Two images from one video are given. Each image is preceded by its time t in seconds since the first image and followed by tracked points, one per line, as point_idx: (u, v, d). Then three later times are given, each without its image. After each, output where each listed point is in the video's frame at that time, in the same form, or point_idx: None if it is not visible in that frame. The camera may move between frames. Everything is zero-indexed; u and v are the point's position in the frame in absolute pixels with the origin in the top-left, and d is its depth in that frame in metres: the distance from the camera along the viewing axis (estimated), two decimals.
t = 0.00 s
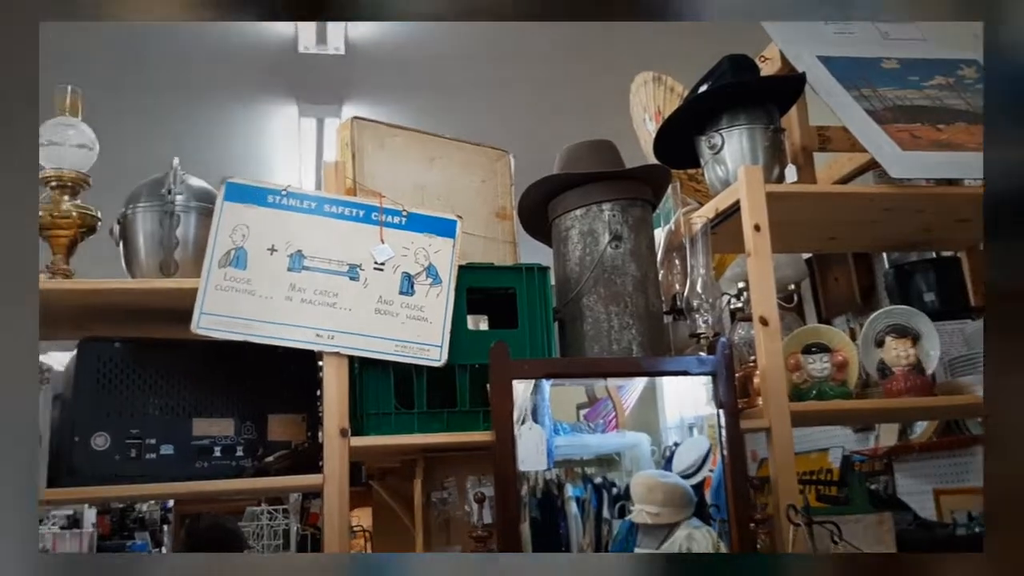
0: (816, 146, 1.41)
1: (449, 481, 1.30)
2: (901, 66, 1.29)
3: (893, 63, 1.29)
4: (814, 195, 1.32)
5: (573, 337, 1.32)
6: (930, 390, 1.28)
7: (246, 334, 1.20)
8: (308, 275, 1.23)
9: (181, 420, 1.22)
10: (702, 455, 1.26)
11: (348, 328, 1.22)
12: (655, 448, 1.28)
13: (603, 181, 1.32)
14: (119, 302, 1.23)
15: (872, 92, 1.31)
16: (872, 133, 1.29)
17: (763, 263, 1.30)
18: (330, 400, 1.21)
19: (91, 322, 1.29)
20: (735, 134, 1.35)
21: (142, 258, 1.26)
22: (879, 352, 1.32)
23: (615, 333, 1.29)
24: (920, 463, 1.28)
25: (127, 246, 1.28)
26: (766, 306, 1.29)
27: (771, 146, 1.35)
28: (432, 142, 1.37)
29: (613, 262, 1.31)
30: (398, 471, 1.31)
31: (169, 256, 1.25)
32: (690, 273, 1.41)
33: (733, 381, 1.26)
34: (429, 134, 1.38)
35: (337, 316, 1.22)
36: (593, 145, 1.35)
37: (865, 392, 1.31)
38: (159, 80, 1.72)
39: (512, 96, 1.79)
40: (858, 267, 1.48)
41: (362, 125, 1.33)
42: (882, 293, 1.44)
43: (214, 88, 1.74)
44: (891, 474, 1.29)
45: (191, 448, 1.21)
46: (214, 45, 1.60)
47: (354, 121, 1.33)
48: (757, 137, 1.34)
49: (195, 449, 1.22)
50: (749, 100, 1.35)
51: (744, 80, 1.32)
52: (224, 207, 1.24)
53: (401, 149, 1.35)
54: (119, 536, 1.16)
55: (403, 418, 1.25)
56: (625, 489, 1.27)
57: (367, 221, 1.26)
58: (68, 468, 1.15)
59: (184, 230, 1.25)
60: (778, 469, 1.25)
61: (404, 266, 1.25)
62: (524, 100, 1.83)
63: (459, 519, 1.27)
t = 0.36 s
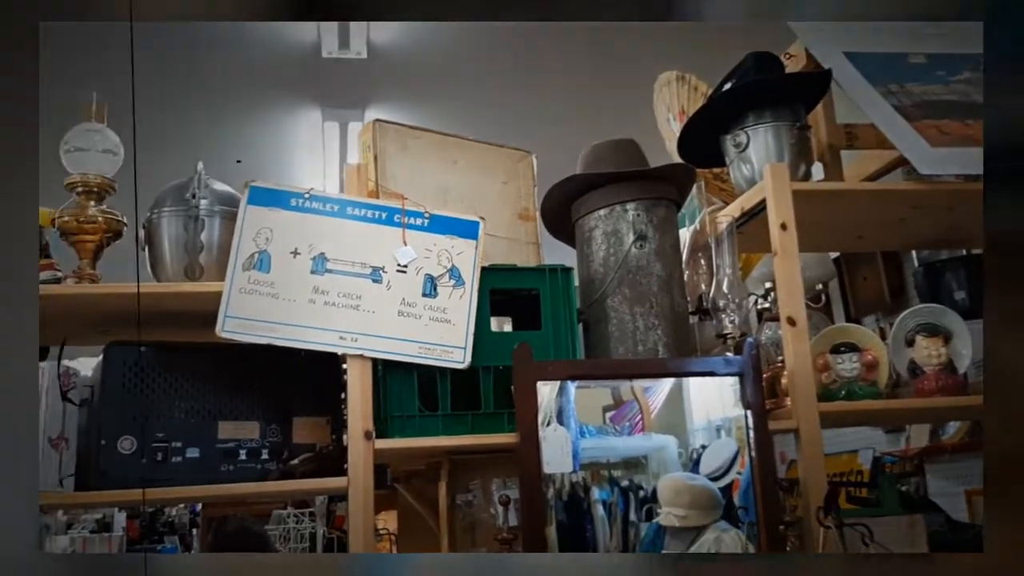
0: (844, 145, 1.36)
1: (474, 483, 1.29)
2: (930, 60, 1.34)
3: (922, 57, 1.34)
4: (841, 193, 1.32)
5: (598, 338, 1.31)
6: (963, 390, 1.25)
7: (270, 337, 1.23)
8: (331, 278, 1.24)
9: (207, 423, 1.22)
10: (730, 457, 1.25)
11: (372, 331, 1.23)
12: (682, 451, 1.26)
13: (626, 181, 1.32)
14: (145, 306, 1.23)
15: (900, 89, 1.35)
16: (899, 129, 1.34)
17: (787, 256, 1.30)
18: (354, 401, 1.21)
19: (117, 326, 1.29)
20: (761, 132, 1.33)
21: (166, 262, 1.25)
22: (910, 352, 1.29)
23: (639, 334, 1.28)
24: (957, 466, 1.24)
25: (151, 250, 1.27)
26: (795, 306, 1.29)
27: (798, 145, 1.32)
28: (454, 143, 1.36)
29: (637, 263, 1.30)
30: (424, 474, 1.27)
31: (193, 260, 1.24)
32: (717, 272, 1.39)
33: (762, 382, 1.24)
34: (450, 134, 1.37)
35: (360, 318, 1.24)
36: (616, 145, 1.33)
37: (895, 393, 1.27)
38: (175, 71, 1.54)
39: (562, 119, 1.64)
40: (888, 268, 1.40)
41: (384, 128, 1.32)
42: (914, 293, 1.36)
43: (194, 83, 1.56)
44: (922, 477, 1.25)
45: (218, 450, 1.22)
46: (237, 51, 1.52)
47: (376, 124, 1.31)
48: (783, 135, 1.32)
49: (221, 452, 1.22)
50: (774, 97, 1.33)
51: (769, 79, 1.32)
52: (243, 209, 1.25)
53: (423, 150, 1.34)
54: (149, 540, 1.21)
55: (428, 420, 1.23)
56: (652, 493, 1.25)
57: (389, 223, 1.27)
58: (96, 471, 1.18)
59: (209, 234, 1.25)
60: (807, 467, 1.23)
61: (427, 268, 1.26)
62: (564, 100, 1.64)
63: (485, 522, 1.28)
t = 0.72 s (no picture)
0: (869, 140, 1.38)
1: (496, 484, 1.30)
2: (956, 56, 1.26)
3: (948, 52, 1.26)
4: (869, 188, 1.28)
5: (621, 337, 1.31)
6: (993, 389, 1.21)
7: (294, 337, 1.19)
8: (353, 279, 1.22)
9: (231, 423, 1.22)
10: (755, 459, 1.23)
11: (394, 331, 1.22)
12: (707, 452, 1.25)
13: (648, 178, 1.30)
14: (170, 308, 1.24)
15: (927, 83, 1.28)
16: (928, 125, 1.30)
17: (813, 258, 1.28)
18: (375, 401, 1.20)
19: (145, 326, 1.31)
20: (784, 129, 1.32)
21: (190, 264, 1.26)
22: (938, 350, 1.26)
23: (662, 333, 1.27)
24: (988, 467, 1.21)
25: (176, 252, 1.28)
26: (822, 305, 1.26)
27: (822, 141, 1.31)
28: (475, 142, 1.36)
29: (659, 261, 1.28)
30: (448, 475, 1.29)
31: (217, 260, 1.25)
32: (741, 270, 1.38)
33: (786, 381, 1.22)
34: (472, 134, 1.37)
35: (382, 318, 1.22)
36: (637, 143, 1.33)
37: (923, 392, 1.25)
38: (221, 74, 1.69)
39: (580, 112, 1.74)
40: (915, 265, 1.42)
41: (406, 128, 1.32)
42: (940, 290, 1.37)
43: (221, 78, 1.70)
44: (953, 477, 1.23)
45: (241, 450, 1.22)
46: (248, 52, 1.63)
47: (397, 124, 1.31)
48: (807, 131, 1.31)
49: (244, 452, 1.22)
50: (798, 92, 1.32)
51: (793, 75, 1.29)
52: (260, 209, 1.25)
53: (444, 150, 1.34)
54: (178, 542, 1.28)
55: (449, 420, 1.23)
56: (678, 494, 1.25)
57: (410, 223, 1.25)
58: (120, 472, 1.17)
59: (232, 235, 1.25)
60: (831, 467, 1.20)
61: (448, 268, 1.25)
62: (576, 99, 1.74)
63: (508, 522, 1.27)
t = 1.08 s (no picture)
0: (892, 136, 1.34)
1: (516, 484, 1.28)
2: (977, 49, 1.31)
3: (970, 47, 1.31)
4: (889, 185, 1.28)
5: (641, 337, 1.28)
6: None
7: (308, 338, 1.22)
8: (371, 279, 1.23)
9: (252, 424, 1.23)
10: (781, 459, 1.21)
11: (412, 332, 1.22)
12: (730, 453, 1.23)
13: (667, 177, 1.30)
14: (192, 311, 1.25)
15: (949, 79, 1.32)
16: (946, 120, 1.32)
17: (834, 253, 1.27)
18: (395, 402, 1.20)
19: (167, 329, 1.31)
20: (805, 125, 1.31)
21: (210, 267, 1.27)
22: (963, 348, 1.25)
23: (682, 332, 1.26)
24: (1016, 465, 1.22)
25: (197, 255, 1.29)
26: (843, 303, 1.26)
27: (843, 138, 1.30)
28: (493, 143, 1.36)
29: (679, 260, 1.28)
30: (467, 476, 1.26)
31: (237, 263, 1.26)
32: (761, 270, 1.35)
33: (808, 380, 1.21)
34: (489, 134, 1.37)
35: (400, 319, 1.23)
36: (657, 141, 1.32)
37: (949, 390, 1.24)
38: (239, 76, 1.70)
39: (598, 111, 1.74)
40: (941, 264, 1.35)
41: (424, 129, 1.32)
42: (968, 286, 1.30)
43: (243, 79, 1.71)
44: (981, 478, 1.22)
45: (261, 452, 1.22)
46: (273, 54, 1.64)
47: (415, 125, 1.32)
48: (828, 128, 1.30)
49: (265, 453, 1.22)
50: (819, 89, 1.31)
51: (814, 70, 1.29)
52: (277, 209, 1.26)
53: (461, 151, 1.33)
54: (206, 543, 1.22)
55: (468, 421, 1.22)
56: (701, 495, 1.23)
57: (428, 224, 1.26)
58: (143, 472, 1.19)
59: (252, 238, 1.25)
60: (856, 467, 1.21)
61: (466, 268, 1.25)
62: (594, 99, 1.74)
63: (528, 523, 1.28)
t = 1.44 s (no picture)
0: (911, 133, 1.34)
1: (531, 483, 1.29)
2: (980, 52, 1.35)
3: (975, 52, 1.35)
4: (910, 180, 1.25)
5: (656, 335, 1.29)
6: None
7: (328, 338, 1.20)
8: (385, 278, 1.22)
9: (268, 423, 1.23)
10: (799, 459, 1.20)
11: (427, 330, 1.21)
12: (750, 452, 1.22)
13: (684, 173, 1.29)
14: (208, 311, 1.25)
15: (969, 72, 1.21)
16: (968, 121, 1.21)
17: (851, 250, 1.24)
18: (409, 401, 1.19)
19: (183, 329, 1.32)
20: (822, 121, 1.30)
21: (226, 266, 1.27)
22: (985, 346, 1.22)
23: (698, 330, 1.25)
24: None
25: (213, 255, 1.29)
26: (860, 300, 1.23)
27: (863, 133, 1.29)
28: (507, 141, 1.35)
29: (694, 258, 1.27)
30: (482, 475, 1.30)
31: (253, 262, 1.26)
32: (780, 266, 1.34)
33: (826, 378, 1.20)
34: (504, 132, 1.36)
35: (415, 318, 1.22)
36: (672, 138, 1.31)
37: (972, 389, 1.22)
38: (255, 75, 1.71)
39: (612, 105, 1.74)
40: (961, 262, 1.38)
41: (437, 127, 1.32)
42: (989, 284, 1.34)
43: (258, 77, 1.72)
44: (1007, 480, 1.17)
45: (277, 451, 1.22)
46: (287, 51, 1.65)
47: (429, 123, 1.31)
48: (846, 125, 1.29)
49: (281, 452, 1.22)
50: (835, 84, 1.30)
51: (831, 66, 1.27)
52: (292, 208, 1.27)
53: (476, 150, 1.33)
54: (226, 541, 1.41)
55: (483, 420, 1.22)
56: (720, 495, 1.22)
57: (442, 222, 1.25)
58: (160, 471, 1.18)
59: (267, 238, 1.26)
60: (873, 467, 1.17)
61: (480, 267, 1.25)
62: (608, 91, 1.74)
63: (544, 522, 1.28)
